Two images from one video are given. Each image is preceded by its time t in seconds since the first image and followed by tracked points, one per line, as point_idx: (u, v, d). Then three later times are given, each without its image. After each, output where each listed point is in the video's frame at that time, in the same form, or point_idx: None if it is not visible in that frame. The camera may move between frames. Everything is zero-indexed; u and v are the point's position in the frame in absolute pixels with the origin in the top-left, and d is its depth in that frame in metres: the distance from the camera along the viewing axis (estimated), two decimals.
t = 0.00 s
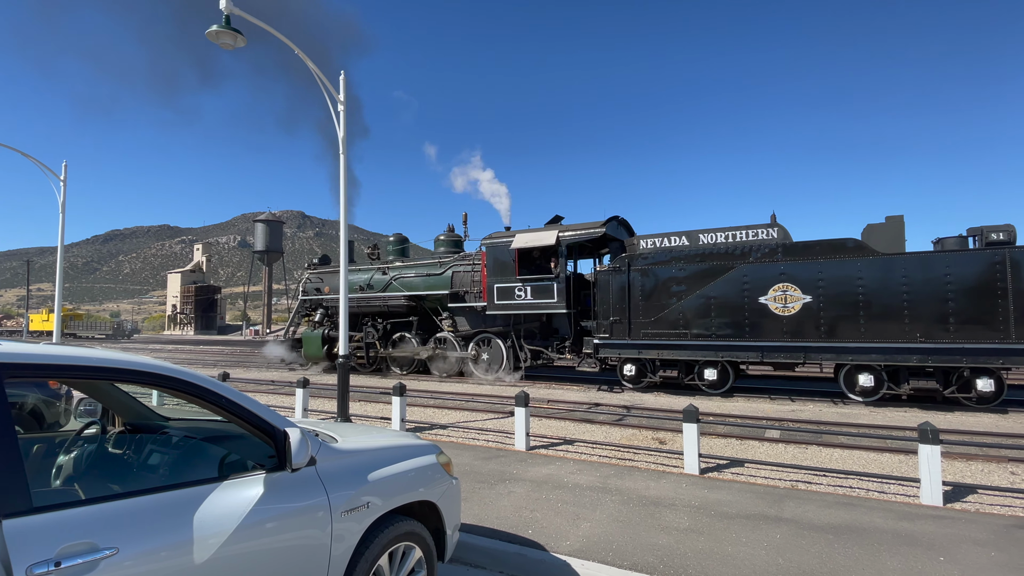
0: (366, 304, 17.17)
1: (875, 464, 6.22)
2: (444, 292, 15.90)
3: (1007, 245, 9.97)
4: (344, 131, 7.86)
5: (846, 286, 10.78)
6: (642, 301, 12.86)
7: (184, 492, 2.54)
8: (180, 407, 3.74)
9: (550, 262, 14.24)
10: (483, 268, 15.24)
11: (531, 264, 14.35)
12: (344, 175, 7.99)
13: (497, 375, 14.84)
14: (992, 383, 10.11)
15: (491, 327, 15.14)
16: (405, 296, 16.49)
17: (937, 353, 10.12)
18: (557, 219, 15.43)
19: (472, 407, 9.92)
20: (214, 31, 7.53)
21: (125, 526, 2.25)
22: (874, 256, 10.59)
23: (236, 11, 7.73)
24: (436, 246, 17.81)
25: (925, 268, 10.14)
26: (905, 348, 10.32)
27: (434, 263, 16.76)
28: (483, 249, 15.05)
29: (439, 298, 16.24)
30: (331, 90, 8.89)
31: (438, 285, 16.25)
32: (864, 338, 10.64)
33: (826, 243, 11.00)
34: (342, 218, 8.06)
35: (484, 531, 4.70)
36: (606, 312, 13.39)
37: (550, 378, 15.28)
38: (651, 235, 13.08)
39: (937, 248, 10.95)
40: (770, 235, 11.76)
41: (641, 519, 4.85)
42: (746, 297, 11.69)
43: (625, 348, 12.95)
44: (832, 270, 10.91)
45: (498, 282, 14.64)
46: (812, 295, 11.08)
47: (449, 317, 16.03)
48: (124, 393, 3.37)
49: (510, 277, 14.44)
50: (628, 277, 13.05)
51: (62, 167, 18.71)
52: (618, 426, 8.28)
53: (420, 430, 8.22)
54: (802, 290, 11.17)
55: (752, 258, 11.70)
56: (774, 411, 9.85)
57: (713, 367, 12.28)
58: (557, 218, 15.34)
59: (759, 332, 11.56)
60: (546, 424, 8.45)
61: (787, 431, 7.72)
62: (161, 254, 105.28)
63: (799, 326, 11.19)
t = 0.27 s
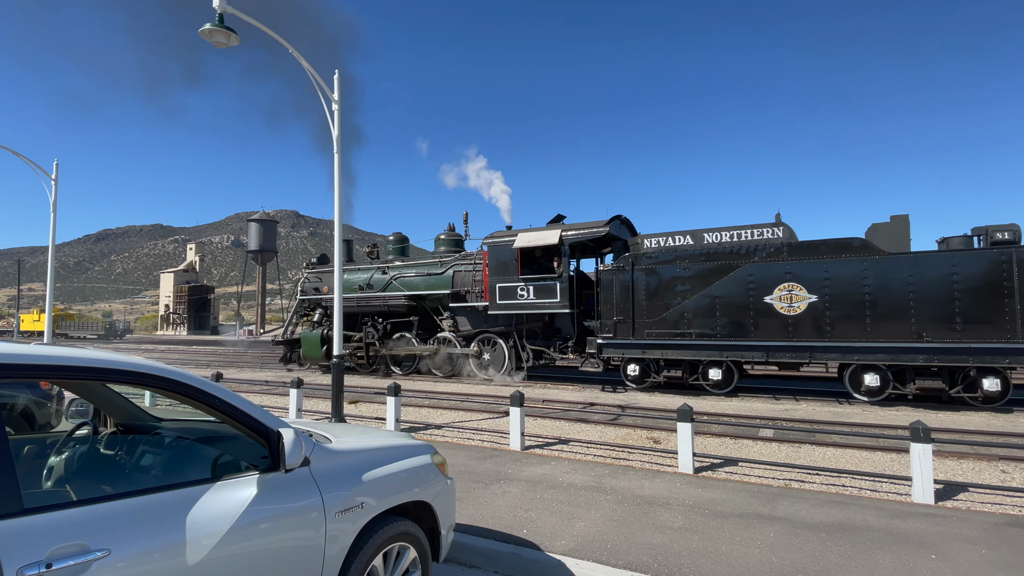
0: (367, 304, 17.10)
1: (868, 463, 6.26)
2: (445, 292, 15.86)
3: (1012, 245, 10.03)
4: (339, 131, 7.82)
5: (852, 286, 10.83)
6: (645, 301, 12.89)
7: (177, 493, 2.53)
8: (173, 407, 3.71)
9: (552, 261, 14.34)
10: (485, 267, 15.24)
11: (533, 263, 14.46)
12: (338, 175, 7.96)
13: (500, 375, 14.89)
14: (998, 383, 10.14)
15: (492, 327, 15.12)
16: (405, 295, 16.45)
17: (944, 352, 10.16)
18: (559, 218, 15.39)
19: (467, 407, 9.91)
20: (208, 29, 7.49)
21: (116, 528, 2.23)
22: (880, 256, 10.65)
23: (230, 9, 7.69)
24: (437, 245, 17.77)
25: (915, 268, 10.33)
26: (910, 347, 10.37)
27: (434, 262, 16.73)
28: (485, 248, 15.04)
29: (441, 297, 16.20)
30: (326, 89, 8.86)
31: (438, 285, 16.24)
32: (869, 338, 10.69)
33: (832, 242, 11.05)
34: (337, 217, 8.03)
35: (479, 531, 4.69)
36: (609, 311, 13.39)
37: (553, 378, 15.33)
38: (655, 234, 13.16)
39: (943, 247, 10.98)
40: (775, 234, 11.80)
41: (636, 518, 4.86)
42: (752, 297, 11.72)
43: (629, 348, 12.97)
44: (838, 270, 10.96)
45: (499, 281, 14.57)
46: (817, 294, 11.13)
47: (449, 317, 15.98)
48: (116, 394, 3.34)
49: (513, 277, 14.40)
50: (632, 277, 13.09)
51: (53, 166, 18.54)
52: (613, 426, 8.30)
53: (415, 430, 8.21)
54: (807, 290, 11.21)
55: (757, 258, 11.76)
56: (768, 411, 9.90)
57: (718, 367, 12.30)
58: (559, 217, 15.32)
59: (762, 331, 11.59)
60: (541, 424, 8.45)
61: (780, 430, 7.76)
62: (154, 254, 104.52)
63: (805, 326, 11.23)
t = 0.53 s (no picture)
0: (367, 304, 17.04)
1: (860, 462, 6.30)
2: (447, 292, 15.84)
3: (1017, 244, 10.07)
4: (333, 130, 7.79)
5: (858, 286, 10.87)
6: (650, 301, 12.87)
7: (168, 494, 2.52)
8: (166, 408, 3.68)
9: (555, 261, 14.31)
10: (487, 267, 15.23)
11: (535, 263, 14.43)
12: (332, 174, 7.93)
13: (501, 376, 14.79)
14: (1005, 383, 10.18)
15: (494, 327, 15.04)
16: (406, 295, 16.42)
17: (951, 352, 10.20)
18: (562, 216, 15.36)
19: (461, 407, 9.90)
20: (200, 28, 7.44)
21: (107, 529, 2.21)
22: (886, 255, 10.68)
23: (223, 8, 7.65)
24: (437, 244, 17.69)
25: (920, 267, 10.36)
26: (917, 347, 10.42)
27: (435, 262, 16.66)
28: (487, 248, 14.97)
29: (442, 297, 16.17)
30: (320, 89, 8.83)
31: (439, 284, 16.26)
32: (875, 338, 10.74)
33: (838, 242, 11.07)
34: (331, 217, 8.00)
35: (474, 531, 4.69)
36: (613, 311, 13.38)
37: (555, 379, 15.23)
38: (658, 233, 13.02)
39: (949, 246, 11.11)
40: (781, 234, 11.74)
41: (630, 517, 4.87)
42: (757, 296, 11.75)
43: (633, 348, 12.98)
44: (845, 270, 10.98)
45: (501, 281, 14.55)
46: (823, 294, 11.16)
47: (450, 317, 15.90)
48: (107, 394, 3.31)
49: (515, 276, 14.39)
50: (636, 277, 13.06)
51: (44, 165, 18.37)
52: (608, 425, 8.32)
53: (409, 431, 8.19)
54: (813, 289, 11.24)
55: (762, 257, 11.76)
56: (761, 410, 9.94)
57: (722, 367, 12.32)
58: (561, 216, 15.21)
59: (762, 330, 11.69)
60: (536, 424, 8.45)
61: (774, 430, 7.79)
62: (146, 254, 103.75)
63: (812, 326, 11.25)
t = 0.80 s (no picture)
0: (368, 303, 16.90)
1: (852, 461, 6.34)
2: (449, 292, 15.79)
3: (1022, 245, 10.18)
4: (326, 129, 7.76)
5: (864, 286, 10.88)
6: (655, 301, 12.80)
7: (160, 495, 2.50)
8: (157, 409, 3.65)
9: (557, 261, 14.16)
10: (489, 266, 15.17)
11: (537, 262, 14.27)
12: (326, 174, 7.89)
13: (504, 375, 14.73)
14: (1011, 382, 10.27)
15: (496, 326, 15.07)
16: (407, 295, 16.35)
17: (958, 352, 10.25)
18: (564, 216, 15.32)
19: (455, 408, 9.89)
20: (192, 26, 7.39)
21: (98, 531, 2.19)
22: (892, 254, 10.73)
23: (215, 6, 7.61)
24: (438, 244, 17.71)
25: (926, 266, 10.43)
26: (923, 347, 10.45)
27: (436, 261, 16.60)
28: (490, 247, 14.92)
29: (444, 297, 16.07)
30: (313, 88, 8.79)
31: (440, 284, 16.18)
32: (882, 338, 10.76)
33: (844, 242, 11.09)
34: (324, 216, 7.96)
35: (468, 531, 4.68)
36: (616, 312, 13.28)
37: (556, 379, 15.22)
38: (663, 233, 13.06)
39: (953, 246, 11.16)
40: (787, 233, 11.89)
41: (624, 517, 4.88)
42: (763, 296, 11.72)
43: (637, 348, 12.91)
44: (853, 270, 10.98)
45: (503, 281, 14.52)
46: (829, 294, 11.16)
47: (452, 317, 15.77)
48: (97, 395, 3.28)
49: (517, 276, 14.36)
50: (641, 276, 12.97)
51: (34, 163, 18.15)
52: (602, 425, 8.33)
53: (404, 431, 8.17)
54: (819, 289, 11.24)
55: (767, 257, 11.75)
56: (754, 409, 10.00)
57: (727, 367, 12.29)
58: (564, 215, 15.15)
59: (762, 331, 11.72)
60: (530, 424, 8.46)
61: (767, 429, 7.83)
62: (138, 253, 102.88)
63: (818, 326, 11.24)
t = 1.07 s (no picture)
0: (368, 303, 16.80)
1: (844, 460, 6.38)
2: (450, 292, 15.66)
3: None
4: (319, 129, 7.73)
5: (871, 287, 10.90)
6: (659, 301, 12.76)
7: (151, 497, 2.48)
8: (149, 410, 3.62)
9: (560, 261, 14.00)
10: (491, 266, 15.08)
11: (540, 262, 14.09)
12: (319, 174, 7.86)
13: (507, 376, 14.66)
14: (1017, 382, 10.32)
15: (498, 327, 14.97)
16: (408, 295, 16.26)
17: (963, 352, 10.31)
18: (567, 215, 15.24)
19: (450, 408, 9.87)
20: (185, 25, 7.34)
21: (89, 534, 2.17)
22: (898, 254, 10.75)
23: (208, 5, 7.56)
24: (439, 243, 17.67)
25: (933, 266, 10.45)
26: (930, 347, 10.49)
27: (437, 261, 16.41)
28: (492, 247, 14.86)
29: (445, 297, 15.92)
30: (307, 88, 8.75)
31: (441, 284, 15.97)
32: (889, 338, 10.78)
33: (850, 242, 11.13)
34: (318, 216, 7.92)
35: (462, 531, 4.68)
36: (620, 312, 13.23)
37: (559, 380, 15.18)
38: (668, 233, 12.99)
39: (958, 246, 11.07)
40: (792, 233, 11.80)
41: (618, 517, 4.89)
42: (768, 296, 11.72)
43: (642, 348, 12.90)
44: (856, 269, 11.02)
45: (506, 281, 14.45)
46: (835, 293, 11.17)
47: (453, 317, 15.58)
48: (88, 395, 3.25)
49: (520, 275, 14.29)
50: (645, 277, 12.93)
51: (24, 162, 17.96)
52: (596, 425, 8.34)
53: (398, 432, 8.15)
54: (825, 289, 11.25)
55: (773, 257, 11.77)
56: (748, 409, 10.05)
57: (732, 367, 12.30)
58: (567, 215, 15.02)
59: (763, 331, 11.76)
60: (525, 424, 8.46)
61: (760, 428, 7.87)
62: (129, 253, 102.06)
63: (824, 326, 11.25)
